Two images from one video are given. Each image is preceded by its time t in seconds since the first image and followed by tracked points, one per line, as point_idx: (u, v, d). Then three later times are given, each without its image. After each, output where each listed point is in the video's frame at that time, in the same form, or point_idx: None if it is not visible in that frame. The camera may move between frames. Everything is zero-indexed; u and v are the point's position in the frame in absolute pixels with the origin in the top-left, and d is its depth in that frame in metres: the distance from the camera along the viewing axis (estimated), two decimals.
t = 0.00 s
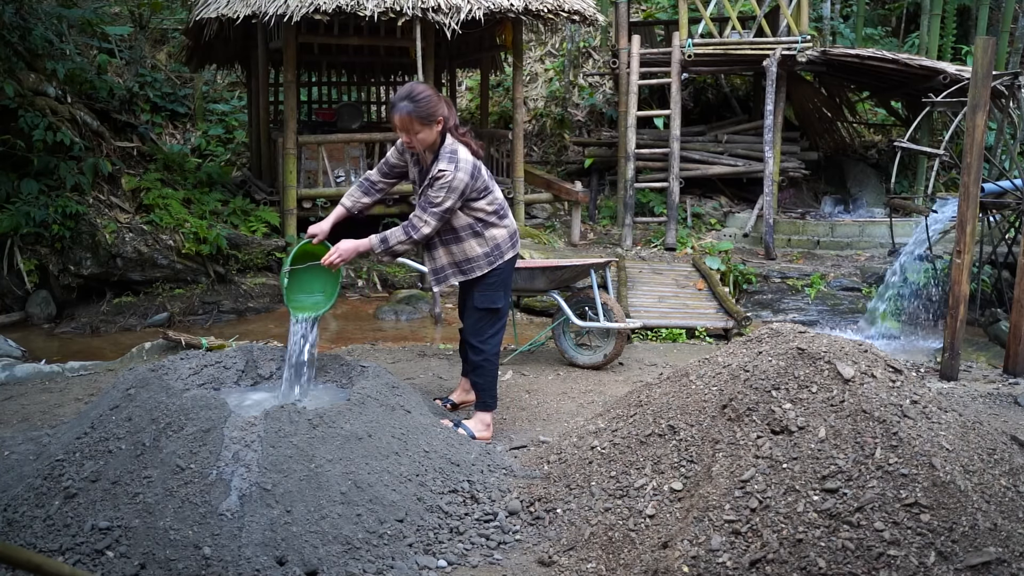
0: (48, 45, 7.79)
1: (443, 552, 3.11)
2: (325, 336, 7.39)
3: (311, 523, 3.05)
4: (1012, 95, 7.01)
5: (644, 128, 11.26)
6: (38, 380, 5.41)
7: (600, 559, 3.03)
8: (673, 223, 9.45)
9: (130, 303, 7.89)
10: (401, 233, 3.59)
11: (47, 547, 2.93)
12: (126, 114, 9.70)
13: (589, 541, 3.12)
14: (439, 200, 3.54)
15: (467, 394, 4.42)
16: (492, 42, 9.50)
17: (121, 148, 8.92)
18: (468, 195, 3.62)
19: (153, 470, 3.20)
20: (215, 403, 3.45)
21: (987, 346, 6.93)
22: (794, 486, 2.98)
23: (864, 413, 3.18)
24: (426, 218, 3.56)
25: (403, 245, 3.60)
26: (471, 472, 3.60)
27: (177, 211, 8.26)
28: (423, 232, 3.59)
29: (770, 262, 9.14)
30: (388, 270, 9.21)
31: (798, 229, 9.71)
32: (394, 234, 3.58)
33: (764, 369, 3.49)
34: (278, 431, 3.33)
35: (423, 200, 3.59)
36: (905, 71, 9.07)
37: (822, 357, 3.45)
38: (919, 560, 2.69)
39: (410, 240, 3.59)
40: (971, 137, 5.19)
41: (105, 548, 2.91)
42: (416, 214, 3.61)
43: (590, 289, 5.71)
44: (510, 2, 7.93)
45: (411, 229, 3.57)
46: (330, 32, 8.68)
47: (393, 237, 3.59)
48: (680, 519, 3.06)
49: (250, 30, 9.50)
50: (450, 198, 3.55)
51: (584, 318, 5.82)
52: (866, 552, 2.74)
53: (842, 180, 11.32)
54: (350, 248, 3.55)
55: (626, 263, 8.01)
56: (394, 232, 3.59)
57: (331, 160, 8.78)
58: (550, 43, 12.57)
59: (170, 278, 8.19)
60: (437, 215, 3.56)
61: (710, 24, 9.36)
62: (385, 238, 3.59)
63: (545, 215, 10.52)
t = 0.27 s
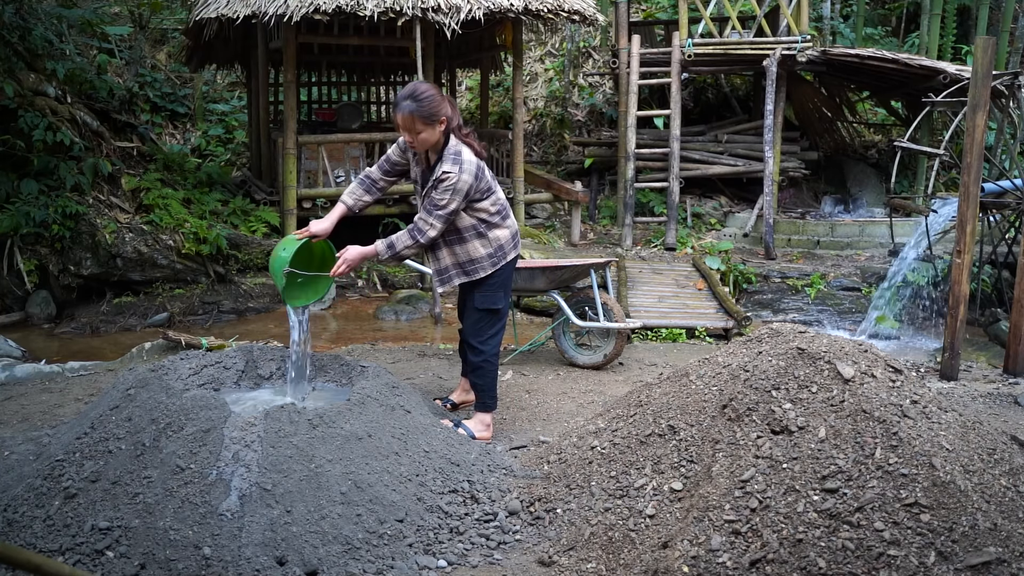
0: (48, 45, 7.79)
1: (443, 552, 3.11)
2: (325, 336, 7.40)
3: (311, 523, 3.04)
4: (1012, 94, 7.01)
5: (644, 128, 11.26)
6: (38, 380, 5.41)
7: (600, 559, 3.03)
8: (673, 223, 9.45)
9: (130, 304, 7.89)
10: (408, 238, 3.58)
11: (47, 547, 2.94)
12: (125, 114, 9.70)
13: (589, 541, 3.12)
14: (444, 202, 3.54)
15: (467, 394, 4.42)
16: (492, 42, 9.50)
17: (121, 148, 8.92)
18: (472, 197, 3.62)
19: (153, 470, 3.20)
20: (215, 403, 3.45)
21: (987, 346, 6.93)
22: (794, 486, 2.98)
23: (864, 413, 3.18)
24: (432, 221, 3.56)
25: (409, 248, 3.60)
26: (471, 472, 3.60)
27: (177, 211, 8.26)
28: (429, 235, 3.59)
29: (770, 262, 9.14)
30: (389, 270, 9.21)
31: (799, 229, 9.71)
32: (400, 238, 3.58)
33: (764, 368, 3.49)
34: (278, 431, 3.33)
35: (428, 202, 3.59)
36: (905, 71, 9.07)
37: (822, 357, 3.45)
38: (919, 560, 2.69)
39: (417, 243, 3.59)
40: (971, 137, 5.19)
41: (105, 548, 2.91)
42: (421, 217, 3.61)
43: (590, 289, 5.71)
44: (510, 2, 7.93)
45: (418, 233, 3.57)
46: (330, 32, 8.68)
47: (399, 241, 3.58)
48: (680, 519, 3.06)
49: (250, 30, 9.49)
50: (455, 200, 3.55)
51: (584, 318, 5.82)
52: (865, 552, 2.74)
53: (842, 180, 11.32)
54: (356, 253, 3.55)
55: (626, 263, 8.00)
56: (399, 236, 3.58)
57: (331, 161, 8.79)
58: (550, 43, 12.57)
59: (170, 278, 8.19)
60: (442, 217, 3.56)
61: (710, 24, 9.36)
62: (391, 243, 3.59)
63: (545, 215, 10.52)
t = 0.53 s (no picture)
0: (48, 45, 7.79)
1: (443, 552, 3.11)
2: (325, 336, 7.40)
3: (311, 523, 3.04)
4: (1012, 94, 7.00)
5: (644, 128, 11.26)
6: (38, 380, 5.41)
7: (600, 558, 3.03)
8: (673, 223, 9.45)
9: (130, 303, 7.89)
10: (411, 238, 3.59)
11: (47, 547, 2.94)
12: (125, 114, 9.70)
13: (589, 541, 3.12)
14: (449, 202, 3.54)
15: (467, 393, 4.42)
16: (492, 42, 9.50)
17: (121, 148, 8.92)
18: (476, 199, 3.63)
19: (153, 470, 3.20)
20: (215, 403, 3.45)
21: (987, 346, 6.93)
22: (794, 486, 2.98)
23: (864, 413, 3.18)
24: (437, 221, 3.57)
25: (411, 249, 3.60)
26: (471, 472, 3.60)
27: (177, 211, 8.25)
28: (433, 236, 3.60)
29: (770, 262, 9.14)
30: (388, 270, 9.21)
31: (798, 229, 9.71)
32: (404, 238, 3.59)
33: (764, 368, 3.49)
34: (278, 431, 3.33)
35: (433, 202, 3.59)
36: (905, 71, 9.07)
37: (822, 357, 3.45)
38: (919, 560, 2.69)
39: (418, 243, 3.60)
40: (971, 137, 5.19)
41: (105, 548, 2.91)
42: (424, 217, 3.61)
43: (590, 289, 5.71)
44: (510, 2, 7.93)
45: (421, 233, 3.58)
46: (330, 32, 8.68)
47: (403, 241, 3.59)
48: (680, 519, 3.06)
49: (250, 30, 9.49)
50: (459, 201, 3.55)
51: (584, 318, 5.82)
52: (866, 552, 2.74)
53: (842, 180, 11.31)
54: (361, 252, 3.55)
55: (626, 263, 8.00)
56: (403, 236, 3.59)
57: (331, 160, 8.79)
58: (550, 42, 12.57)
59: (170, 278, 8.19)
60: (446, 218, 3.56)
61: (710, 24, 9.35)
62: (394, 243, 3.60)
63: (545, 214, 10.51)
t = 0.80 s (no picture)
0: (48, 45, 7.79)
1: (442, 552, 3.11)
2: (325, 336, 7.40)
3: (311, 523, 3.04)
4: (1012, 94, 7.00)
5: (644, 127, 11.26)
6: (38, 380, 5.41)
7: (600, 559, 3.03)
8: (673, 223, 9.45)
9: (130, 303, 7.88)
10: (427, 229, 3.58)
11: (47, 548, 2.94)
12: (125, 114, 9.70)
13: (589, 541, 3.12)
14: (462, 195, 3.55)
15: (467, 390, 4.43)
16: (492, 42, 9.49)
17: (121, 148, 8.92)
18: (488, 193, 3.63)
19: (153, 470, 3.20)
20: (215, 403, 3.45)
21: (987, 346, 6.93)
22: (794, 486, 2.98)
23: (864, 413, 3.18)
24: (450, 212, 3.56)
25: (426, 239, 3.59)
26: (471, 472, 3.60)
27: (177, 211, 8.25)
28: (447, 228, 3.59)
29: (770, 261, 9.14)
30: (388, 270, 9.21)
31: (798, 229, 9.71)
32: (419, 228, 3.58)
33: (764, 368, 3.49)
34: (278, 431, 3.33)
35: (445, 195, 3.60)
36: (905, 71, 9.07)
37: (822, 357, 3.45)
38: (919, 560, 2.69)
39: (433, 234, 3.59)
40: (971, 137, 5.19)
41: (106, 548, 2.91)
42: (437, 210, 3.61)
43: (590, 288, 5.71)
44: (510, 2, 7.93)
45: (436, 225, 3.58)
46: (330, 32, 8.68)
47: (417, 231, 3.58)
48: (680, 519, 3.05)
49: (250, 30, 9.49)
50: (471, 194, 3.56)
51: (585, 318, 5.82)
52: (865, 552, 2.74)
53: (842, 180, 11.31)
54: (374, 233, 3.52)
55: (626, 262, 8.00)
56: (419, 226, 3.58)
57: (331, 160, 8.79)
58: (550, 43, 12.57)
59: (170, 278, 8.19)
60: (461, 211, 3.56)
61: (710, 24, 9.35)
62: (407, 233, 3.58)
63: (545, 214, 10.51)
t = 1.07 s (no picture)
0: (48, 45, 7.79)
1: (442, 552, 3.11)
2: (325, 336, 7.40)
3: (311, 523, 3.04)
4: (1012, 94, 7.00)
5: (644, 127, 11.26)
6: (38, 380, 5.41)
7: (600, 558, 3.03)
8: (673, 223, 9.45)
9: (130, 303, 7.88)
10: (459, 216, 3.65)
11: (47, 548, 2.94)
12: (125, 114, 9.71)
13: (589, 541, 3.12)
14: (485, 184, 3.63)
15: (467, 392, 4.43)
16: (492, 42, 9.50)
17: (121, 148, 8.92)
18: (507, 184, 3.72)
19: (153, 470, 3.20)
20: (215, 403, 3.45)
21: (987, 346, 6.93)
22: (794, 486, 2.98)
23: (864, 413, 3.18)
24: (478, 200, 3.63)
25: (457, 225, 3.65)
26: (471, 472, 3.61)
27: (177, 211, 8.25)
28: (477, 218, 3.66)
29: (770, 262, 9.14)
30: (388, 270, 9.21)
31: (799, 229, 9.71)
32: (452, 214, 3.65)
33: (764, 368, 3.49)
34: (278, 431, 3.33)
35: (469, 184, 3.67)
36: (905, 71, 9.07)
37: (822, 357, 3.45)
38: (919, 560, 2.69)
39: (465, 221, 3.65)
40: (971, 137, 5.19)
41: (106, 548, 2.91)
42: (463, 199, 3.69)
43: (590, 288, 5.71)
44: (510, 2, 7.93)
45: (465, 212, 3.64)
46: (330, 33, 8.68)
47: (450, 218, 3.65)
48: (680, 519, 3.05)
49: (250, 30, 9.50)
50: (495, 182, 3.64)
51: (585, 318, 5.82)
52: (865, 552, 2.74)
53: (842, 180, 11.31)
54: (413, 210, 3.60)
55: (626, 262, 8.00)
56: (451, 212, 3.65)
57: (331, 160, 8.78)
58: (550, 43, 12.58)
59: (170, 278, 8.18)
60: (487, 200, 3.64)
61: (710, 24, 9.35)
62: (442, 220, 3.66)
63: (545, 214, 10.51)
